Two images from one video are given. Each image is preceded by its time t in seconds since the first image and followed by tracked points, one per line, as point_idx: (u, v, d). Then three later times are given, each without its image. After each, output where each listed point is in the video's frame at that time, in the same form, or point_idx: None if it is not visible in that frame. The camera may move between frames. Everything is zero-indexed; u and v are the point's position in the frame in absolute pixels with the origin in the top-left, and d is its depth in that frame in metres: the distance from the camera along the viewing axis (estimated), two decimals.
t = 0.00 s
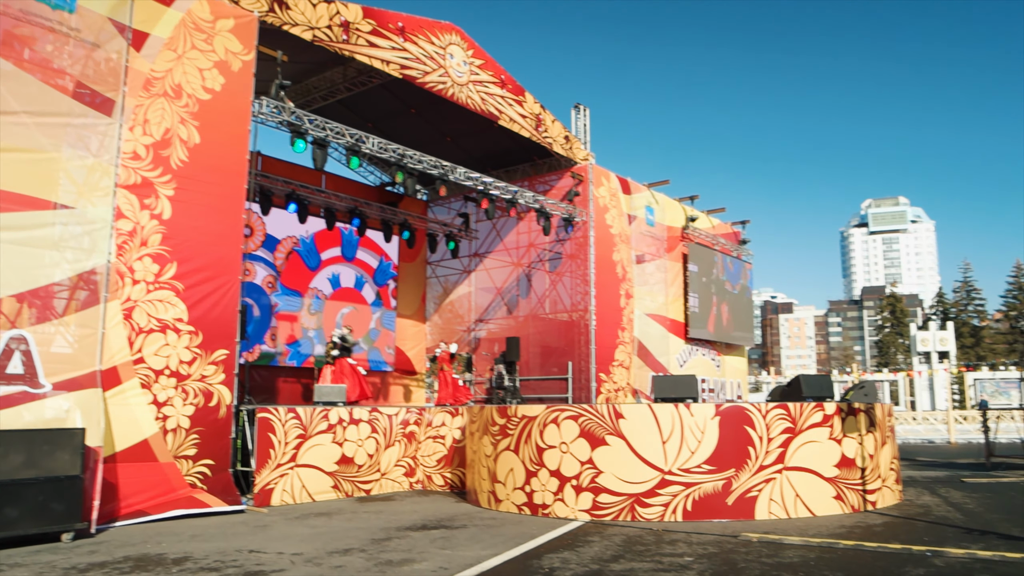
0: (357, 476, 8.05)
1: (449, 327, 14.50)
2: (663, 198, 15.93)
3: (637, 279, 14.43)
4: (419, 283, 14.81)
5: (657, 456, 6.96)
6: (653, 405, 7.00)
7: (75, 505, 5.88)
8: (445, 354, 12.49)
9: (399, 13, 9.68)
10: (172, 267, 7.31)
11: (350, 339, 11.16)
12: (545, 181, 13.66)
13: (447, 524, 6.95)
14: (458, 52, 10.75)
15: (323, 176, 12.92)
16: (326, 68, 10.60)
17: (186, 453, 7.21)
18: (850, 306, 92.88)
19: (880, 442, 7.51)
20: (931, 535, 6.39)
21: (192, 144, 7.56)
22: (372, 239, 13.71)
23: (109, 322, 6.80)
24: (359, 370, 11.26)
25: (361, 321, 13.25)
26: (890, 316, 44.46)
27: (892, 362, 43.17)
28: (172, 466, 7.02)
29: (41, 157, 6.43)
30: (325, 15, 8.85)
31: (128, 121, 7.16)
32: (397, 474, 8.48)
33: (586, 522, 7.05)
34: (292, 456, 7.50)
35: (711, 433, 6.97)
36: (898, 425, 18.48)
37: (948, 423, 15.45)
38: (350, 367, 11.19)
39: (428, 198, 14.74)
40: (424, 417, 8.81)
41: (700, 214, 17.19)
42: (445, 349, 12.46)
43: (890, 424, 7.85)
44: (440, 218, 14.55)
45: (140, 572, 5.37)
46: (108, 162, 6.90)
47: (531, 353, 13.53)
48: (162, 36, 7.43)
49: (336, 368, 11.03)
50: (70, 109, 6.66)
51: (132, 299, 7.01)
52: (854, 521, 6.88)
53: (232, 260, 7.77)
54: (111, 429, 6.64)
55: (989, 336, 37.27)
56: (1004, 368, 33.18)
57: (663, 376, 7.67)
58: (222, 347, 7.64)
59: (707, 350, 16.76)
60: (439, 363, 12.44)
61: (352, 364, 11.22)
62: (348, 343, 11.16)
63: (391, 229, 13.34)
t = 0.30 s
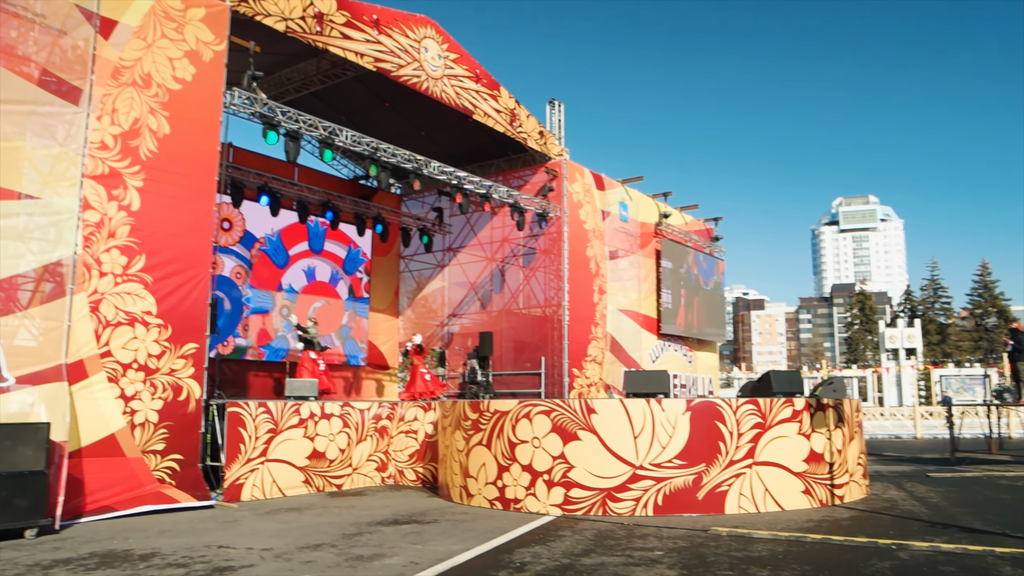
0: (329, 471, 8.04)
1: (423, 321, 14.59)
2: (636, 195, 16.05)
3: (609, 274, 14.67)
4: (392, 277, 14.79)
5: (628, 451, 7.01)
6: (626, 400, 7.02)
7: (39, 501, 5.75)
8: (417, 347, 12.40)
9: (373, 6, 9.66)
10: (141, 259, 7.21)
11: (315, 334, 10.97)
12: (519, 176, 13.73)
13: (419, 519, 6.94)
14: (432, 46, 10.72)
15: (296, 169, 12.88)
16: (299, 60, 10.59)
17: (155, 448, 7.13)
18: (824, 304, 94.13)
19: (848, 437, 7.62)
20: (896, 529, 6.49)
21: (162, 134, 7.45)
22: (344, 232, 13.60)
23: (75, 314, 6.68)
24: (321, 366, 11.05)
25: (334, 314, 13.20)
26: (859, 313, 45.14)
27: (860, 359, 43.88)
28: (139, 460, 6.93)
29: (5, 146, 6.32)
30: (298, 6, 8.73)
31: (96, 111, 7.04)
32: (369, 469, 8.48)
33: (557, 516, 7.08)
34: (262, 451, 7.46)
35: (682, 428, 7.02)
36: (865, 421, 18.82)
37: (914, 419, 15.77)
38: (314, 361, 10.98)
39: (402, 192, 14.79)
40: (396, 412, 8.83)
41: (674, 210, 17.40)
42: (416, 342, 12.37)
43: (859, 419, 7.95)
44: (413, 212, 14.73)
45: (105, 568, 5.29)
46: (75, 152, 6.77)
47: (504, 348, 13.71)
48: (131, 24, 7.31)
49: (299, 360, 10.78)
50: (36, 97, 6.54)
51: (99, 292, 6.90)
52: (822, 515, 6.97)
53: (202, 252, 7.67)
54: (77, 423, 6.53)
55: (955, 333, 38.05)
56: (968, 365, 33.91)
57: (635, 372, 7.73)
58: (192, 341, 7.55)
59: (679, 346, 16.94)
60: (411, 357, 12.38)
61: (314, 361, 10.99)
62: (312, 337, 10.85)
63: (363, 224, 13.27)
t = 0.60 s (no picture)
0: (302, 468, 8.01)
1: (397, 317, 14.56)
2: (612, 191, 16.19)
3: (584, 271, 14.76)
4: (366, 271, 14.75)
5: (603, 446, 7.02)
6: (600, 396, 7.04)
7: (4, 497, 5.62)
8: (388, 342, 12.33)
9: None
10: (110, 252, 7.11)
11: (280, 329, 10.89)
12: (495, 172, 13.86)
13: (392, 515, 6.93)
14: (409, 40, 10.66)
15: (270, 162, 12.81)
16: (274, 52, 10.52)
17: (125, 444, 7.02)
18: (801, 302, 95.20)
19: (819, 433, 7.71)
20: (865, 523, 6.58)
21: (133, 125, 7.35)
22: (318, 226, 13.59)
23: (42, 308, 6.56)
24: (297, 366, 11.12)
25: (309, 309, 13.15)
26: (832, 310, 45.73)
27: (833, 356, 44.45)
28: (108, 457, 6.83)
29: None
30: None
31: (64, 101, 6.91)
32: (343, 465, 8.47)
33: (531, 512, 7.10)
34: (234, 447, 7.41)
35: (656, 423, 7.05)
36: (837, 418, 19.10)
37: (884, 415, 16.03)
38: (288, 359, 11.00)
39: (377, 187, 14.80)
40: (371, 408, 8.80)
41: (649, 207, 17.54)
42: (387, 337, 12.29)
43: (830, 416, 8.04)
44: (389, 206, 14.80)
45: (72, 565, 5.21)
46: (43, 142, 6.62)
47: (479, 343, 13.76)
48: (101, 12, 7.20)
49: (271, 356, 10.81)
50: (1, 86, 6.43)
51: (68, 285, 6.79)
52: (793, 510, 7.05)
53: (173, 246, 7.59)
54: (44, 419, 6.42)
55: (925, 331, 38.72)
56: (936, 362, 34.51)
57: (609, 367, 7.78)
58: (164, 335, 7.46)
59: (654, 342, 17.06)
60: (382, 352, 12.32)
61: (278, 360, 10.65)
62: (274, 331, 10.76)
63: (339, 218, 13.25)
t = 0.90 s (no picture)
0: (276, 464, 7.97)
1: (373, 313, 14.53)
2: (589, 188, 16.24)
3: (561, 267, 14.81)
4: (343, 267, 14.67)
5: (578, 443, 7.04)
6: (576, 392, 7.07)
7: None
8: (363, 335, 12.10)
9: None
10: (81, 246, 7.01)
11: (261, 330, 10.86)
12: (472, 168, 13.80)
13: (368, 511, 6.90)
14: (387, 34, 10.61)
15: (245, 156, 12.74)
16: (249, 45, 10.49)
17: (95, 440, 6.92)
18: (780, 301, 96.11)
19: (792, 429, 7.78)
20: (838, 519, 6.66)
21: (104, 117, 7.25)
22: (294, 221, 13.50)
23: (11, 301, 6.44)
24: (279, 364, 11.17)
25: (282, 304, 13.11)
26: (806, 308, 46.21)
27: (807, 353, 44.94)
28: (78, 453, 6.75)
29: None
30: None
31: (34, 91, 6.77)
32: (318, 461, 8.45)
33: (507, 508, 7.10)
34: (208, 443, 7.34)
35: (631, 421, 7.08)
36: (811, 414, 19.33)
37: (857, 412, 16.26)
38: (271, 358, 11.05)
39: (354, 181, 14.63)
40: (346, 404, 8.82)
41: (626, 204, 17.63)
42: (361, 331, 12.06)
43: (803, 412, 8.12)
44: (366, 201, 14.54)
45: (40, 564, 5.13)
46: (11, 133, 6.46)
47: (456, 340, 13.76)
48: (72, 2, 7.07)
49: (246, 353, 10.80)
50: None
51: (37, 279, 6.65)
52: (767, 506, 7.11)
53: (146, 239, 7.51)
54: (11, 413, 6.34)
55: (898, 329, 39.25)
56: (908, 359, 35.05)
57: (585, 364, 7.80)
58: (136, 330, 7.37)
59: (630, 339, 17.17)
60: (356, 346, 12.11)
61: (241, 355, 10.13)
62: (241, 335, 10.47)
63: (315, 213, 13.32)
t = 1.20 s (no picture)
0: (253, 461, 7.91)
1: (352, 310, 14.47)
2: (569, 186, 16.27)
3: (540, 265, 14.83)
4: (321, 264, 14.59)
5: (556, 440, 7.06)
6: (554, 390, 7.09)
7: None
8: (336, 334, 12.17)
9: None
10: (53, 240, 6.90)
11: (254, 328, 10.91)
12: (451, 165, 13.77)
13: (345, 509, 6.87)
14: (366, 30, 10.55)
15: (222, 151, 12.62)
16: (227, 39, 10.42)
17: (67, 438, 6.82)
18: (759, 299, 96.92)
19: (769, 426, 7.85)
20: (813, 515, 6.74)
21: (78, 109, 7.14)
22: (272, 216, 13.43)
23: None
24: (263, 361, 10.99)
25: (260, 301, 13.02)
26: (783, 306, 46.62)
27: (784, 351, 45.34)
28: (50, 451, 6.67)
29: None
30: None
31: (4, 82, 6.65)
32: (295, 459, 8.40)
33: (485, 506, 7.10)
34: (183, 440, 7.30)
35: (609, 418, 7.11)
36: (787, 411, 19.54)
37: (833, 409, 16.47)
38: (256, 355, 10.90)
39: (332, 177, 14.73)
40: (324, 401, 8.77)
41: (605, 202, 17.69)
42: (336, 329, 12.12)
43: (780, 409, 8.20)
44: (344, 198, 14.65)
45: (9, 563, 5.06)
46: None
47: (435, 337, 13.75)
48: None
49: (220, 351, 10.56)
50: None
51: (7, 273, 6.55)
52: (743, 502, 7.17)
53: (119, 234, 7.42)
54: None
55: (872, 327, 39.72)
56: (882, 357, 35.52)
57: (563, 361, 7.83)
58: (109, 326, 7.28)
59: (608, 337, 17.24)
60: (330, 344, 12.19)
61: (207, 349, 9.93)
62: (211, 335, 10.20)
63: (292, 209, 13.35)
